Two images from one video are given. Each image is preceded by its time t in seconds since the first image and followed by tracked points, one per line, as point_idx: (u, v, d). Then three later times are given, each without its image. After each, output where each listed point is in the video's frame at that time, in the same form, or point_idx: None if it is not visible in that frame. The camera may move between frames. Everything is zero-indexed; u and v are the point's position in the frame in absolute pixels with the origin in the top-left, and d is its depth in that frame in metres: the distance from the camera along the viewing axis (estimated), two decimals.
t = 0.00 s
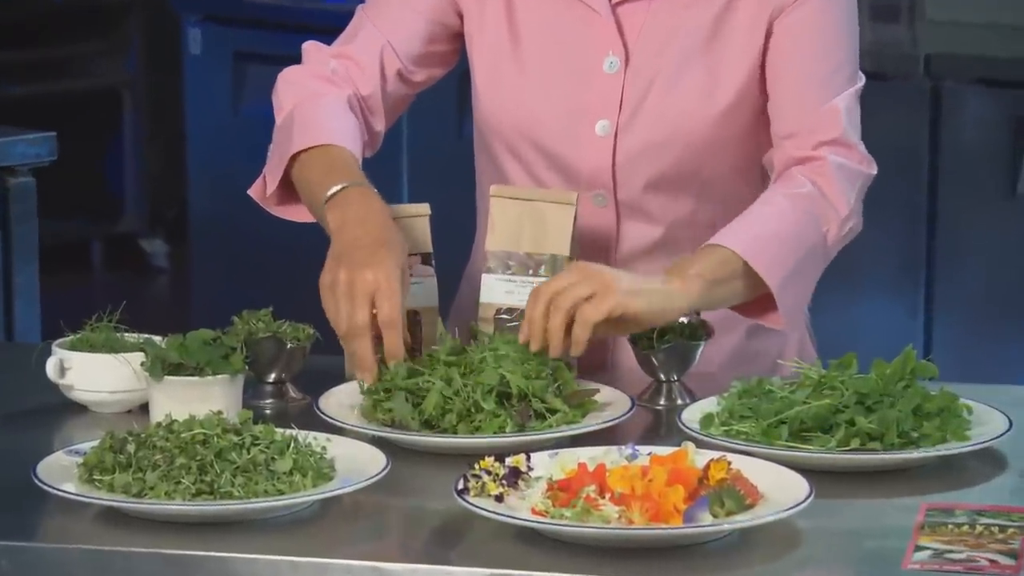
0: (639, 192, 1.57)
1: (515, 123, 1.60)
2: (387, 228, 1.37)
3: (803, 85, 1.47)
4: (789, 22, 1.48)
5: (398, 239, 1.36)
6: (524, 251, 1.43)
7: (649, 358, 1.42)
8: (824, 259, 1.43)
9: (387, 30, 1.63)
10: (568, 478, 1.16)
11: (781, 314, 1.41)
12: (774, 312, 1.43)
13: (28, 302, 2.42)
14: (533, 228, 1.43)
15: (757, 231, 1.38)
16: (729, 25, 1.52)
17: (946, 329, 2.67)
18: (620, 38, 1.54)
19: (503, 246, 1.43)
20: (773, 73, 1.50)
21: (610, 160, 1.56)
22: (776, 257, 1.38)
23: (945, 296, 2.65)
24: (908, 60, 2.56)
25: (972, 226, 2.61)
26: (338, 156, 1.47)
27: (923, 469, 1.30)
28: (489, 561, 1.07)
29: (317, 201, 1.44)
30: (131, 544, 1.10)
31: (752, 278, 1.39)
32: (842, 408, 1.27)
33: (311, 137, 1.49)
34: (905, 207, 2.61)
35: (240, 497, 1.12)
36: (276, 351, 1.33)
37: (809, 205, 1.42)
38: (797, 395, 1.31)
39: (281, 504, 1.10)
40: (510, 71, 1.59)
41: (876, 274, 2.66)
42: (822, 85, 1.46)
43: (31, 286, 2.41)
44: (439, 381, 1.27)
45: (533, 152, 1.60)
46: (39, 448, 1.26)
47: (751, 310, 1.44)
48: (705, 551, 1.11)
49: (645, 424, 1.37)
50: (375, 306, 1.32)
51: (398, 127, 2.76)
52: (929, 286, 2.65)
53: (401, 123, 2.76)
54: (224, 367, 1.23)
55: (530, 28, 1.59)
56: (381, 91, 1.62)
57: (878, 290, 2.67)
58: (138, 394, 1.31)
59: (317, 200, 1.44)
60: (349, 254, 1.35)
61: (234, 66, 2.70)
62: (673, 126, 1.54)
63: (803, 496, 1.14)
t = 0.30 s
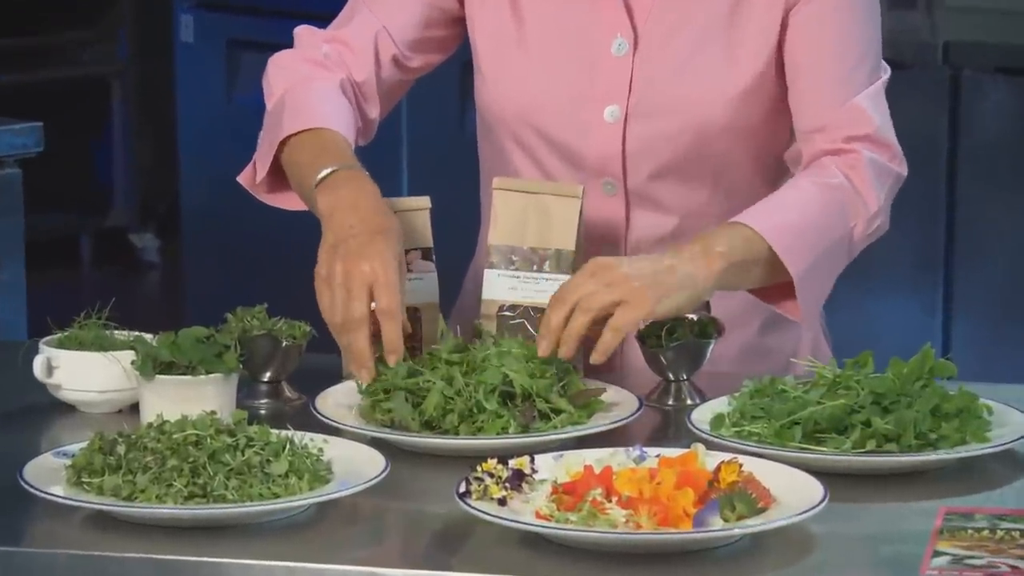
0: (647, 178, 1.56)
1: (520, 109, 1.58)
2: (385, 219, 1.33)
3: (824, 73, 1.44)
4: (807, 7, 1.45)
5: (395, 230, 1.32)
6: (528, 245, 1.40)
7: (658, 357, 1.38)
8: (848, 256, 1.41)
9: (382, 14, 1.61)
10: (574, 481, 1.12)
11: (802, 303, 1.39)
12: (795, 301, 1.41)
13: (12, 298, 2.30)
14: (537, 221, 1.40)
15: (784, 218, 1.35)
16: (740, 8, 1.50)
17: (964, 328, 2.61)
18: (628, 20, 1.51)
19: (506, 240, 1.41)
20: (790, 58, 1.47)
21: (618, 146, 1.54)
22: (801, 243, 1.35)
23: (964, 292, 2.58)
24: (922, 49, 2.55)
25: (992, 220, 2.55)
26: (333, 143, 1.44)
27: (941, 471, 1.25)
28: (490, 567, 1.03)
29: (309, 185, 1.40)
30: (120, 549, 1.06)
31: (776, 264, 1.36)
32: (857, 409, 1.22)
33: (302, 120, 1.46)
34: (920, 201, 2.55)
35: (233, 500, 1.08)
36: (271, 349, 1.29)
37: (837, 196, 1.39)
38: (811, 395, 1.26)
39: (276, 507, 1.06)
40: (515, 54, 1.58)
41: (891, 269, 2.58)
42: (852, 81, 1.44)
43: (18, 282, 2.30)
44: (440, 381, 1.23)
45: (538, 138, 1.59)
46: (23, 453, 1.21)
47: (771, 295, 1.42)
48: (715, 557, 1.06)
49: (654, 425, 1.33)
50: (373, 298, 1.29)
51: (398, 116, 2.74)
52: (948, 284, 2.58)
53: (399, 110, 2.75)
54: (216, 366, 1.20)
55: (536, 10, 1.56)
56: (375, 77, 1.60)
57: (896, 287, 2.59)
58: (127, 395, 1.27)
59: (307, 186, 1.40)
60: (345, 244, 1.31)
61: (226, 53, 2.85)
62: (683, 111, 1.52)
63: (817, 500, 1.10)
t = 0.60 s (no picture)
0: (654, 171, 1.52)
1: (523, 100, 1.55)
2: (331, 156, 1.31)
3: (836, 69, 1.42)
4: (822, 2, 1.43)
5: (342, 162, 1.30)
6: (533, 241, 1.39)
7: (666, 356, 1.34)
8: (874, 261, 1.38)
9: (367, 17, 1.59)
10: (580, 484, 1.08)
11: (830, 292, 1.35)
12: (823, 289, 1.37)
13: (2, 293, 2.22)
14: (542, 215, 1.39)
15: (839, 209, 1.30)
16: None
17: (984, 326, 2.58)
18: (633, 8, 1.48)
19: (510, 236, 1.39)
20: (805, 53, 1.45)
21: (625, 137, 1.51)
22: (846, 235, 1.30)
23: (984, 292, 2.56)
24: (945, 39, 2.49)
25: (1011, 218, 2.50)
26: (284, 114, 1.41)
27: (959, 475, 1.21)
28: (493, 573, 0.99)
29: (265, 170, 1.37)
30: (109, 555, 1.02)
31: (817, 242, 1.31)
32: (873, 410, 1.18)
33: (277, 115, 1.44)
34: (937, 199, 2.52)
35: (227, 504, 1.04)
36: (266, 348, 1.26)
37: (885, 198, 1.35)
38: (826, 395, 1.22)
39: (271, 511, 1.03)
40: (517, 44, 1.54)
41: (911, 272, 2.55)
42: (884, 96, 1.41)
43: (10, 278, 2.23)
44: (441, 381, 1.19)
45: (541, 132, 1.55)
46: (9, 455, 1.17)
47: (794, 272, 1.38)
48: (727, 563, 1.02)
49: (662, 426, 1.29)
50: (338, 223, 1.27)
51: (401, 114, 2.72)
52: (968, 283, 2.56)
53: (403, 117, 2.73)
54: (211, 365, 1.16)
55: None
56: (362, 76, 1.57)
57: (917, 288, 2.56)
58: (118, 395, 1.24)
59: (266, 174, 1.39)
60: (308, 203, 1.29)
61: (219, 40, 2.67)
62: (692, 101, 1.48)
63: (833, 504, 1.06)
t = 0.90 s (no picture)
0: (661, 155, 1.49)
1: (526, 82, 1.52)
2: (290, 166, 1.27)
3: (844, 50, 1.41)
4: None
5: (298, 169, 1.26)
6: (537, 236, 1.35)
7: (676, 357, 1.30)
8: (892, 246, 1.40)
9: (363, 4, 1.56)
10: (587, 489, 1.05)
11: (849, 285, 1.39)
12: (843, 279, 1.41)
13: None
14: (547, 209, 1.35)
15: (857, 201, 1.32)
16: None
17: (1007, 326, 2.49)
18: None
19: (514, 231, 1.36)
20: (815, 32, 1.43)
21: (630, 119, 1.48)
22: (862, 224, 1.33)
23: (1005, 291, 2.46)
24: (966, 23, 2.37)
25: None
26: (253, 124, 1.39)
27: (979, 481, 1.17)
28: None
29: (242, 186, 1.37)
30: (98, 562, 0.99)
31: (836, 234, 1.35)
32: (891, 412, 1.14)
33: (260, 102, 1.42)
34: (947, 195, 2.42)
35: (221, 508, 1.00)
36: (262, 348, 1.22)
37: (900, 185, 1.37)
38: (841, 397, 1.18)
39: (267, 516, 0.99)
40: (520, 24, 1.52)
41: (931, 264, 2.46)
42: (893, 78, 1.41)
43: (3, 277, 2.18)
44: (443, 382, 1.15)
45: (545, 116, 1.52)
46: None
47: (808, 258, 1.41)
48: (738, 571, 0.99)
49: (672, 428, 1.25)
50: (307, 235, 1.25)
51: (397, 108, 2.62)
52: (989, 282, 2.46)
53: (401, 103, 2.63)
54: (204, 365, 1.13)
55: None
56: (356, 63, 1.55)
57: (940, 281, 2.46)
58: (108, 396, 1.21)
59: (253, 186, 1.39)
60: (283, 220, 1.28)
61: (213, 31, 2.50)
62: (699, 82, 1.46)
63: (849, 510, 1.02)
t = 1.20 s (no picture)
0: (668, 140, 1.49)
1: (530, 66, 1.52)
2: (302, 167, 1.21)
3: (848, 27, 1.41)
4: None
5: (311, 171, 1.20)
6: (541, 232, 1.32)
7: (685, 357, 1.26)
8: (898, 228, 1.38)
9: None
10: (593, 494, 1.01)
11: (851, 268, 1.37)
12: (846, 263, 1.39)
13: None
14: (552, 203, 1.32)
15: (855, 182, 1.30)
16: None
17: None
18: None
19: (518, 227, 1.32)
20: (822, 12, 1.44)
21: (637, 100, 1.48)
22: (861, 206, 1.30)
23: None
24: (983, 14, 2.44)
25: None
26: (262, 118, 1.33)
27: (999, 487, 1.13)
28: None
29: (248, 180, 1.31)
30: (86, 570, 0.95)
31: (833, 215, 1.33)
32: (908, 414, 1.10)
33: (260, 87, 1.38)
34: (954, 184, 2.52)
35: (214, 513, 0.97)
36: (257, 348, 1.19)
37: (902, 163, 1.35)
38: (857, 399, 1.14)
39: (261, 521, 0.95)
40: (525, 8, 1.52)
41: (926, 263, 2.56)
42: (900, 58, 1.40)
43: None
44: (444, 383, 1.12)
45: (549, 101, 1.52)
46: None
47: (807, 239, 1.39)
48: None
49: (682, 431, 1.22)
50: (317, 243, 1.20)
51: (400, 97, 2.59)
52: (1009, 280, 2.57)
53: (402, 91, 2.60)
54: (198, 366, 1.09)
55: None
56: (359, 49, 1.52)
57: (938, 280, 2.57)
58: (95, 397, 1.18)
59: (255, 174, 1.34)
60: (291, 221, 1.23)
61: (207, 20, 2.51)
62: (704, 64, 1.46)
63: (864, 516, 0.98)
